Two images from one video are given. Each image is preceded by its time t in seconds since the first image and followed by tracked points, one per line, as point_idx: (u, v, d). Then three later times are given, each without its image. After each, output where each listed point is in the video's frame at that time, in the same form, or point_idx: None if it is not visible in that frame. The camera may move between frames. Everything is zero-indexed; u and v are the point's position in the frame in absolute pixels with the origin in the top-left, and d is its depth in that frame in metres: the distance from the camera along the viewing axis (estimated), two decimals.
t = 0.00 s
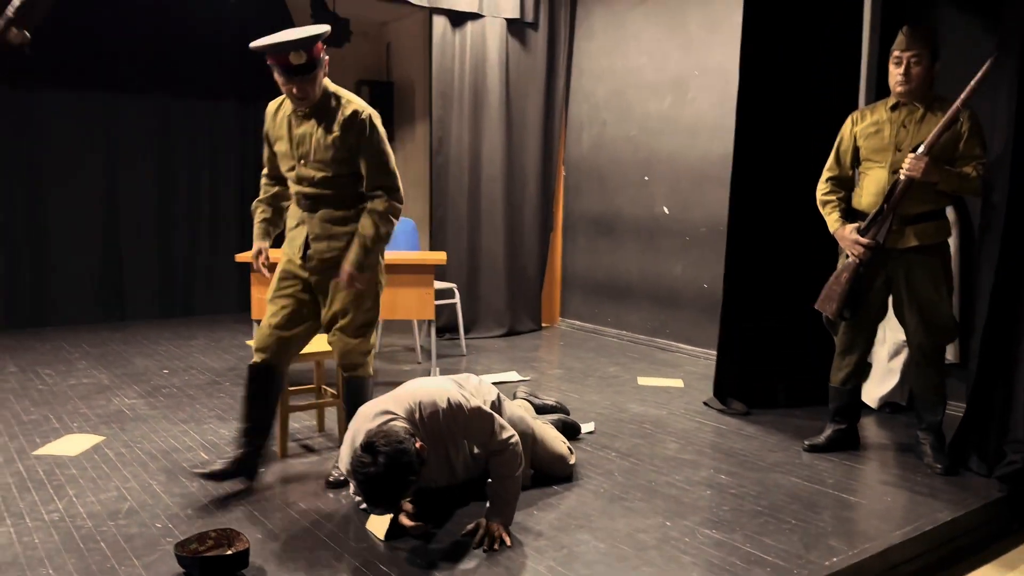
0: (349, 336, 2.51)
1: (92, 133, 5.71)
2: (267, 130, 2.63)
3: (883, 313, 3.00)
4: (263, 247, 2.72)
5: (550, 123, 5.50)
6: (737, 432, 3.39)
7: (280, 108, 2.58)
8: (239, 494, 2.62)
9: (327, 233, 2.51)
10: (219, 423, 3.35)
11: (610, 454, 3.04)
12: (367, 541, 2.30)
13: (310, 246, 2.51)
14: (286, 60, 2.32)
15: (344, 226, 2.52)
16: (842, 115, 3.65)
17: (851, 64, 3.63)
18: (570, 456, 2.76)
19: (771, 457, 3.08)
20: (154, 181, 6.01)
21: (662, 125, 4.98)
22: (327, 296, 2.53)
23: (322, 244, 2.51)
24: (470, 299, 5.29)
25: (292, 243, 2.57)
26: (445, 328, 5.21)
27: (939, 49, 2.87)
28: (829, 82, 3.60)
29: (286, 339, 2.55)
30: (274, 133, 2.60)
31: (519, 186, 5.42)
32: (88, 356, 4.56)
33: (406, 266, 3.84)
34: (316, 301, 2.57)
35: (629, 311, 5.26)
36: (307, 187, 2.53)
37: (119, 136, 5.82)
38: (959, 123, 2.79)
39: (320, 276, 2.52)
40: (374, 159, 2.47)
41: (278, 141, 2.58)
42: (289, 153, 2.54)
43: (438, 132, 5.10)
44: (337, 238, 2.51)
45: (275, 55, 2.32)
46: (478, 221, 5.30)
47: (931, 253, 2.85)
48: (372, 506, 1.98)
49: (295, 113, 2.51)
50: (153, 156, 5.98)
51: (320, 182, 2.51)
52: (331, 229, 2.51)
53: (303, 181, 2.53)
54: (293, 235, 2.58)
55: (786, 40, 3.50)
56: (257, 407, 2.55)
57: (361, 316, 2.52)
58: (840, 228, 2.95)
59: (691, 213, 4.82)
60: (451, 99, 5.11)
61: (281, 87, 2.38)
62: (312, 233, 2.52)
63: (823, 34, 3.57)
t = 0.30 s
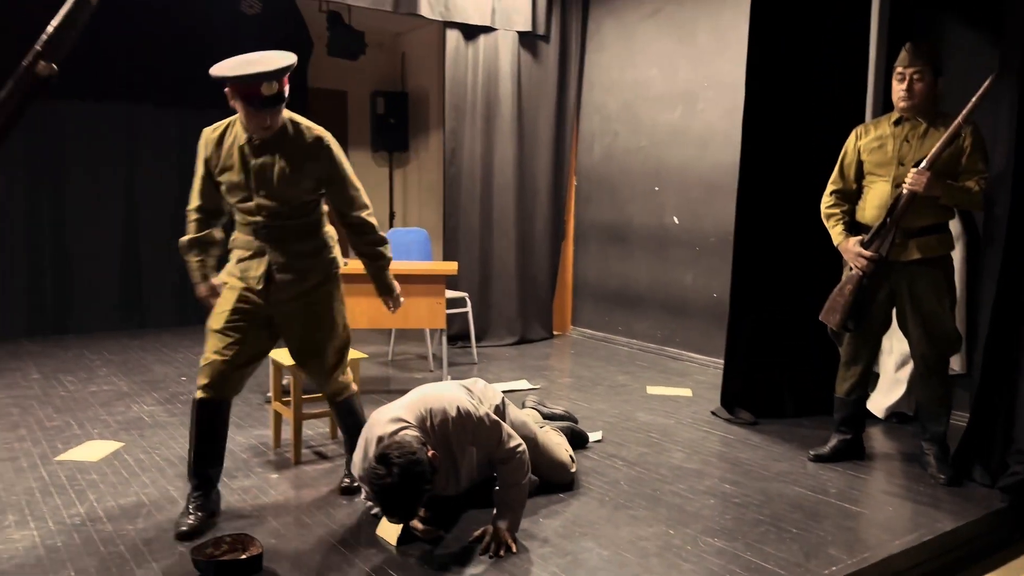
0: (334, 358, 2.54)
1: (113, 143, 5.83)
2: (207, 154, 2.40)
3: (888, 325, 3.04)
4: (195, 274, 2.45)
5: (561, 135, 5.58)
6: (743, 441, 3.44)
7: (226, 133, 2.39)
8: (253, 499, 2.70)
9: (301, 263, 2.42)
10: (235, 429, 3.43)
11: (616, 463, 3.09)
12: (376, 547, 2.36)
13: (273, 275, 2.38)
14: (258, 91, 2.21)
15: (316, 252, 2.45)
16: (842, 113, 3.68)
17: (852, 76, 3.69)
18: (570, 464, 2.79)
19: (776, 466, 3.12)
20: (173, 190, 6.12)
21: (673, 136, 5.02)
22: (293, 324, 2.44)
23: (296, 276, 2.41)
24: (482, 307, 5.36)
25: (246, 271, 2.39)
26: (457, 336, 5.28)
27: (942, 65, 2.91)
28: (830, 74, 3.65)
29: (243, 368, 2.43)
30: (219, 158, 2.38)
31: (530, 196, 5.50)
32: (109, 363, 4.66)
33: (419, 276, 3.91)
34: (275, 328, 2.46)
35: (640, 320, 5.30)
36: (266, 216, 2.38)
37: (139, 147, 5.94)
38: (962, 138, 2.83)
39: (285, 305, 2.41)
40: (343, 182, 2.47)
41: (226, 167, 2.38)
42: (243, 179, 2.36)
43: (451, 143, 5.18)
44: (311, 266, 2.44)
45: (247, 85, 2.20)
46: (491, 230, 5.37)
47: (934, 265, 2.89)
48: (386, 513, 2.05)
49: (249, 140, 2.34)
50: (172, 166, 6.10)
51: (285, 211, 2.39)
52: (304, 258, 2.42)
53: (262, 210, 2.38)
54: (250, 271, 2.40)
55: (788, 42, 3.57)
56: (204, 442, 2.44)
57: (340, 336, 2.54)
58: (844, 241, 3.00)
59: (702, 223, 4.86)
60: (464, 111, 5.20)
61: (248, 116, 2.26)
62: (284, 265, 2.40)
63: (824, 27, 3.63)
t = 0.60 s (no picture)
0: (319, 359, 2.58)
1: (130, 149, 5.92)
2: (179, 160, 2.26)
3: (890, 332, 3.08)
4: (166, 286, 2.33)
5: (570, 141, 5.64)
6: (748, 446, 3.48)
7: (202, 139, 2.27)
8: (266, 501, 2.76)
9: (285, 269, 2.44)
10: (248, 433, 3.50)
11: (622, 467, 3.15)
12: (386, 547, 2.43)
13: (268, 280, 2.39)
14: (263, 105, 2.16)
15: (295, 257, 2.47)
16: (840, 112, 3.71)
17: (855, 84, 3.72)
18: (566, 469, 2.81)
19: (780, 471, 3.16)
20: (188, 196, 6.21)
21: (681, 142, 5.07)
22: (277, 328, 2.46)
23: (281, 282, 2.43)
24: (492, 312, 5.43)
25: (236, 280, 2.36)
26: (467, 341, 5.35)
27: (944, 76, 2.95)
28: (830, 78, 3.67)
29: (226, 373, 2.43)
30: (199, 165, 2.27)
31: (540, 203, 5.56)
32: (125, 367, 4.75)
33: (428, 281, 3.98)
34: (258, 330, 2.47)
35: (648, 325, 5.35)
36: (255, 222, 2.36)
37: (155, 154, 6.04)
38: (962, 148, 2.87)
39: (274, 308, 2.43)
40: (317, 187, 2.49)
41: (208, 174, 2.28)
42: (232, 188, 2.29)
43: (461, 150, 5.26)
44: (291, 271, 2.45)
45: (254, 98, 2.15)
46: (501, 236, 5.43)
47: (936, 274, 2.93)
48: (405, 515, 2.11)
49: (237, 147, 2.27)
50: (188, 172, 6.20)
51: (274, 216, 2.39)
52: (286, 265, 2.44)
53: (252, 216, 2.35)
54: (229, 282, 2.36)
55: (788, 49, 3.59)
56: (210, 450, 2.50)
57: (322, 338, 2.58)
58: (846, 249, 3.04)
59: (710, 229, 4.90)
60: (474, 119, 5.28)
61: (249, 128, 2.20)
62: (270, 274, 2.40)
63: (824, 31, 3.64)
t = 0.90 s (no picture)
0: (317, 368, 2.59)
1: (143, 152, 6.01)
2: (214, 164, 2.21)
3: (890, 334, 3.12)
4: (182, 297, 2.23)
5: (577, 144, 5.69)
6: (750, 447, 3.53)
7: (237, 145, 2.24)
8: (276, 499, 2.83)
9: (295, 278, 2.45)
10: (259, 432, 3.57)
11: (624, 467, 3.20)
12: (392, 544, 2.49)
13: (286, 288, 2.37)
14: (319, 123, 2.21)
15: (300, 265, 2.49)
16: (842, 113, 3.75)
17: (857, 89, 3.77)
18: (554, 478, 2.81)
19: (781, 471, 3.21)
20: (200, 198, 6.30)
21: (687, 146, 5.11)
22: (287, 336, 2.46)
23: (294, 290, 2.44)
24: (499, 314, 5.48)
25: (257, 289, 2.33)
26: (474, 342, 5.41)
27: (944, 82, 2.99)
28: (831, 81, 3.71)
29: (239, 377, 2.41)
30: (236, 172, 2.24)
31: (547, 205, 5.61)
32: (138, 367, 4.84)
33: (435, 284, 4.04)
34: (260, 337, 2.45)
35: (653, 327, 5.40)
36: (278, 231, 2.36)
37: (168, 157, 6.12)
38: (962, 153, 2.91)
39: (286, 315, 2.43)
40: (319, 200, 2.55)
41: (241, 182, 2.26)
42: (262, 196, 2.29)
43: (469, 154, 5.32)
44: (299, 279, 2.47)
45: (313, 114, 2.20)
46: (508, 238, 5.49)
47: (936, 277, 2.97)
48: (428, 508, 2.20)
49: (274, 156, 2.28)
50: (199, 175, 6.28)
51: (291, 224, 2.41)
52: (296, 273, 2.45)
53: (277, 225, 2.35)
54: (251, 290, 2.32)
55: (790, 51, 3.61)
56: (218, 450, 2.51)
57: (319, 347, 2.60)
58: (847, 253, 3.09)
59: (715, 232, 4.95)
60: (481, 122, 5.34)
61: (299, 141, 2.23)
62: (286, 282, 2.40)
63: (827, 36, 3.68)
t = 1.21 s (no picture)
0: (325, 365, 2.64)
1: (153, 151, 6.09)
2: (282, 177, 2.19)
3: (889, 332, 3.17)
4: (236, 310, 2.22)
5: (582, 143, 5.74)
6: (751, 442, 3.58)
7: (300, 159, 2.21)
8: (285, 492, 2.89)
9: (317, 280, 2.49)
10: (268, 427, 3.64)
11: (626, 462, 3.26)
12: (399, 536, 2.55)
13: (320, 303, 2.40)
14: (382, 138, 2.20)
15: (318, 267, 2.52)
16: (843, 121, 3.79)
17: (859, 96, 3.81)
18: (561, 471, 2.85)
19: (781, 466, 3.26)
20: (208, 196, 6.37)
21: (690, 144, 5.16)
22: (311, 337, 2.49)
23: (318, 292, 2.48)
24: (504, 311, 5.54)
25: (297, 298, 2.32)
26: (480, 339, 5.48)
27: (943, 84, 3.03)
28: (833, 81, 3.75)
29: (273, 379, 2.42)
30: (299, 185, 2.22)
31: (552, 203, 5.67)
32: (150, 363, 4.92)
33: (441, 282, 4.10)
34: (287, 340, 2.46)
35: (657, 324, 5.45)
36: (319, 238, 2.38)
37: (178, 156, 6.20)
38: (959, 154, 2.95)
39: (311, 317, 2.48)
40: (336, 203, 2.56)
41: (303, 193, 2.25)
42: (315, 208, 2.29)
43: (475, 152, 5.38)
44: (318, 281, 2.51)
45: (377, 130, 2.18)
46: (513, 236, 5.55)
47: (933, 276, 3.02)
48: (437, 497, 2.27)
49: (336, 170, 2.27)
50: (209, 173, 6.36)
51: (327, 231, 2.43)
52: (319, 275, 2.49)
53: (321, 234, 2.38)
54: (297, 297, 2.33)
55: (792, 52, 3.65)
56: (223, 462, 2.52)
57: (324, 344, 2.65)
58: (846, 252, 3.14)
59: (718, 230, 4.99)
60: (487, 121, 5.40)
61: (360, 157, 2.22)
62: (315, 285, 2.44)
63: (829, 37, 3.72)
